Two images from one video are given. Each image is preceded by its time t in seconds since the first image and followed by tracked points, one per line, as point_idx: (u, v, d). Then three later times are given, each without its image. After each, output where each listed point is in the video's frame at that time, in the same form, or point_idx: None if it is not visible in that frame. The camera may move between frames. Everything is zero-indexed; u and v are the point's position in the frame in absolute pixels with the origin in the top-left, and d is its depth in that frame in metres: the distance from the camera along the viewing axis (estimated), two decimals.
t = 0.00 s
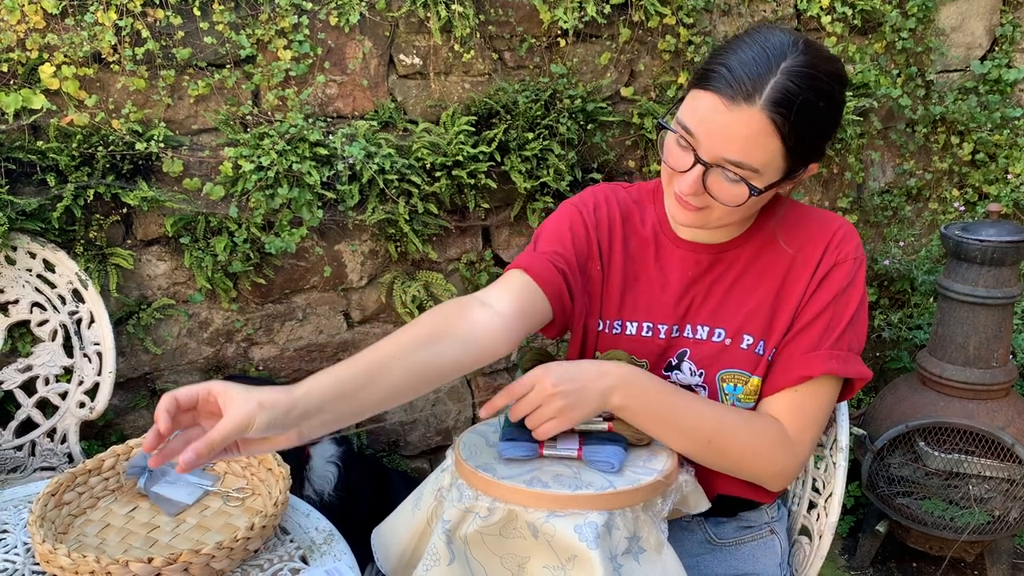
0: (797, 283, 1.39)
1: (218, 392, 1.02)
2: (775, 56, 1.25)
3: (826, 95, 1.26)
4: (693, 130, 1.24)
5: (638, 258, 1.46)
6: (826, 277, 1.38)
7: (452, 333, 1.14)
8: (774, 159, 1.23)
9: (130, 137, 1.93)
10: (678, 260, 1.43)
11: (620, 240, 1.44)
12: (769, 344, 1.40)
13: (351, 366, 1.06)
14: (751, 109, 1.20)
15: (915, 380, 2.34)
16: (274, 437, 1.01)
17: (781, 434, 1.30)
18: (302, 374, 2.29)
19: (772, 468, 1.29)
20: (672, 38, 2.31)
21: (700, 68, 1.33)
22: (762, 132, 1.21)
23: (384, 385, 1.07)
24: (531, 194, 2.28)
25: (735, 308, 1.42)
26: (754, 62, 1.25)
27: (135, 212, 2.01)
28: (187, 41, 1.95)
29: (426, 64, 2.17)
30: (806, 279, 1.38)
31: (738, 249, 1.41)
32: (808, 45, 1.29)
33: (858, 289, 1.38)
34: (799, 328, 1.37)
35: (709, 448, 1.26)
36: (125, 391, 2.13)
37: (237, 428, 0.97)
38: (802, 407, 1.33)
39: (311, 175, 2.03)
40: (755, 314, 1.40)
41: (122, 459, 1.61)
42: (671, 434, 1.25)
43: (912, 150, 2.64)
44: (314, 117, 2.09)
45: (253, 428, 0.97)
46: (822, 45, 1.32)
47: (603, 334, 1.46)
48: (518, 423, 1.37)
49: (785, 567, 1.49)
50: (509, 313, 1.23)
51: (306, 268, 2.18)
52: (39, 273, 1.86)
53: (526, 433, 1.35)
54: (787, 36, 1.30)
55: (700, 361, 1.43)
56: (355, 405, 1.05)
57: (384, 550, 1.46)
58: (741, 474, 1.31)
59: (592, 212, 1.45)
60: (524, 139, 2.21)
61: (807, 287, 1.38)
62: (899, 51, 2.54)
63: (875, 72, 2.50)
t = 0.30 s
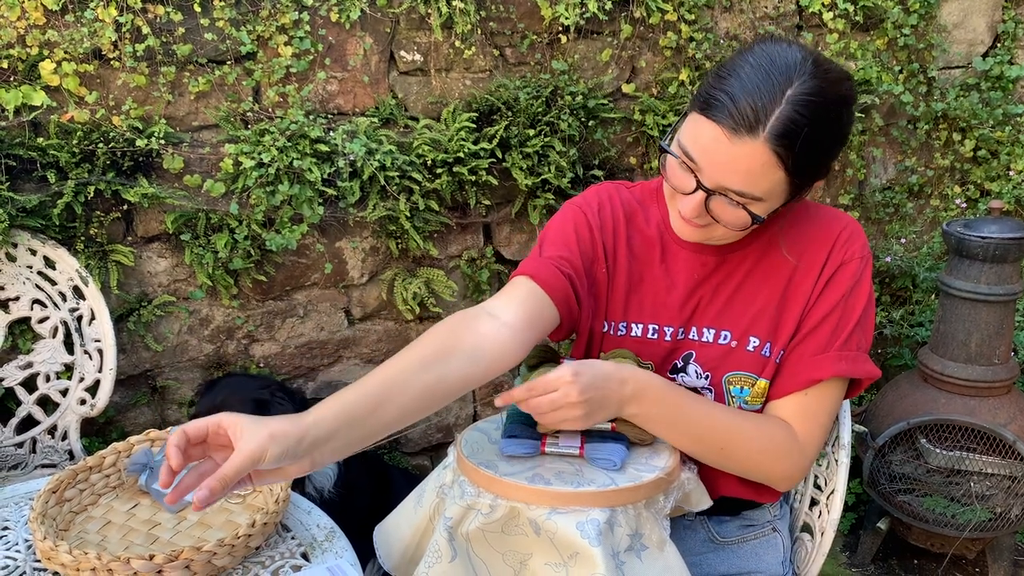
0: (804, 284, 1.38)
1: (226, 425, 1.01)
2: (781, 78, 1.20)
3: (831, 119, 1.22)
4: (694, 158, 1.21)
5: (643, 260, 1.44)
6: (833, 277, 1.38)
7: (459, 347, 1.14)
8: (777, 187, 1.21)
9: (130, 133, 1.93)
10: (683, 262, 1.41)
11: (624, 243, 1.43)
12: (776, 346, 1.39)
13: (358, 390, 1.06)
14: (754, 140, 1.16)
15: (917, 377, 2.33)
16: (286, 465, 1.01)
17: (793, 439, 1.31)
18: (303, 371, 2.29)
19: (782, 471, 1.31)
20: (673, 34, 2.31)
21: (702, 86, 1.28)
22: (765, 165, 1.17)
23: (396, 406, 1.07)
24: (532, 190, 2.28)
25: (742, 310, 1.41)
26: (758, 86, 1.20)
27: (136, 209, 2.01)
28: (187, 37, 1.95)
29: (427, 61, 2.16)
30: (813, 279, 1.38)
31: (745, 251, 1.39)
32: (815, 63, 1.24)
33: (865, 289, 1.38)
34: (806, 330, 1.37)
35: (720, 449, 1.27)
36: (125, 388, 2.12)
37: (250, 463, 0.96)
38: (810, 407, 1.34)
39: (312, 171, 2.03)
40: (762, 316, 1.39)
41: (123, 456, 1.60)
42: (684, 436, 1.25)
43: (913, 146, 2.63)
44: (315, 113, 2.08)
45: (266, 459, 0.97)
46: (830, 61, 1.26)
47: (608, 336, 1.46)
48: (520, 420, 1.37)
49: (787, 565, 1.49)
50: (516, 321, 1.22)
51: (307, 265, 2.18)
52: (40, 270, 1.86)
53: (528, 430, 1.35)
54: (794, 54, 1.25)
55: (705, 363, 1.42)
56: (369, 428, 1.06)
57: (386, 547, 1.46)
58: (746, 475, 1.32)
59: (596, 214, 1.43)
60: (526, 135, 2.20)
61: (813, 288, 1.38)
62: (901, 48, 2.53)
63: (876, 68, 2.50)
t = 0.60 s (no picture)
0: (809, 287, 1.38)
1: (229, 421, 1.01)
2: (791, 92, 1.18)
3: (841, 134, 1.20)
4: (701, 173, 1.20)
5: (648, 260, 1.44)
6: (838, 281, 1.37)
7: (461, 346, 1.14)
8: (784, 201, 1.20)
9: (132, 131, 1.92)
10: (689, 262, 1.41)
11: (629, 242, 1.43)
12: (779, 348, 1.39)
13: (361, 389, 1.06)
14: (762, 159, 1.15)
15: (918, 376, 2.33)
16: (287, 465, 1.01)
17: (796, 443, 1.31)
18: (304, 369, 2.28)
19: (783, 474, 1.31)
20: (675, 32, 2.30)
21: (711, 94, 1.25)
22: (772, 184, 1.17)
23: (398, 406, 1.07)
24: (534, 188, 2.27)
25: (746, 312, 1.40)
26: (767, 101, 1.17)
27: (137, 206, 2.01)
28: (189, 35, 1.95)
29: (428, 58, 2.16)
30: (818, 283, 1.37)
31: (750, 253, 1.39)
32: (827, 74, 1.20)
33: (871, 294, 1.37)
34: (810, 333, 1.37)
35: (723, 451, 1.27)
36: (127, 386, 2.12)
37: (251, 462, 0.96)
38: (813, 409, 1.34)
39: (313, 169, 2.03)
40: (767, 318, 1.39)
41: (125, 454, 1.60)
42: (688, 437, 1.25)
43: (915, 145, 2.63)
44: (316, 111, 2.08)
45: (268, 458, 0.97)
46: (842, 69, 1.23)
47: (611, 335, 1.46)
48: (522, 418, 1.37)
49: (790, 564, 1.49)
50: (519, 321, 1.22)
51: (308, 263, 2.17)
52: (41, 268, 1.86)
53: (530, 428, 1.35)
54: (806, 63, 1.21)
55: (709, 364, 1.42)
56: (371, 427, 1.06)
57: (389, 545, 1.46)
58: (747, 476, 1.32)
59: (602, 213, 1.43)
60: (527, 133, 2.20)
61: (819, 291, 1.38)
62: (903, 46, 2.53)
63: (878, 67, 2.50)
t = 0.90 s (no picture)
0: (817, 290, 1.38)
1: (237, 425, 1.02)
2: (815, 103, 1.17)
3: (863, 148, 1.20)
4: (720, 181, 1.19)
5: (654, 261, 1.44)
6: (846, 286, 1.37)
7: (468, 351, 1.14)
8: (801, 212, 1.20)
9: (132, 130, 1.92)
10: (696, 264, 1.41)
11: (637, 243, 1.42)
12: (786, 351, 1.39)
13: (369, 396, 1.06)
14: (784, 169, 1.15)
15: (919, 375, 2.33)
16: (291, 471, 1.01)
17: (797, 448, 1.31)
18: (305, 368, 2.28)
19: (783, 477, 1.31)
20: (676, 31, 2.30)
21: (733, 101, 1.24)
22: (792, 195, 1.16)
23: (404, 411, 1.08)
24: (534, 187, 2.27)
25: (753, 315, 1.40)
26: (791, 111, 1.17)
27: (137, 205, 2.00)
28: (189, 34, 1.95)
29: (429, 58, 2.16)
30: (826, 287, 1.37)
31: (758, 256, 1.38)
32: (852, 86, 1.20)
33: (879, 299, 1.37)
34: (816, 338, 1.36)
35: (724, 453, 1.27)
36: (127, 385, 2.12)
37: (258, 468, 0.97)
38: (817, 413, 1.33)
39: (314, 168, 2.03)
40: (773, 321, 1.39)
41: (125, 454, 1.60)
42: (690, 438, 1.25)
43: (916, 144, 2.63)
44: (317, 110, 2.08)
45: (275, 465, 0.97)
46: (866, 82, 1.22)
47: (617, 336, 1.46)
48: (524, 417, 1.36)
49: (791, 564, 1.48)
50: (525, 325, 1.22)
51: (308, 263, 2.17)
52: (41, 267, 1.85)
53: (532, 428, 1.35)
54: (831, 74, 1.21)
55: (715, 366, 1.42)
56: (377, 432, 1.07)
57: (390, 544, 1.45)
58: (748, 477, 1.32)
59: (611, 213, 1.42)
60: (528, 132, 2.20)
61: (826, 295, 1.37)
62: (904, 45, 2.52)
63: (879, 66, 2.50)
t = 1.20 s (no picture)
0: (820, 292, 1.38)
1: (245, 423, 1.01)
2: (823, 106, 1.17)
3: (870, 151, 1.19)
4: (726, 183, 1.19)
5: (657, 261, 1.43)
6: (848, 288, 1.37)
7: (475, 351, 1.15)
8: (807, 213, 1.20)
9: (131, 131, 1.92)
10: (699, 265, 1.41)
11: (641, 243, 1.42)
12: (787, 353, 1.39)
13: (376, 397, 1.06)
14: (792, 172, 1.14)
15: (919, 376, 2.33)
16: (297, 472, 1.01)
17: (798, 451, 1.31)
18: (304, 369, 2.28)
19: (783, 478, 1.31)
20: (676, 32, 2.30)
21: (740, 102, 1.24)
22: (798, 198, 1.16)
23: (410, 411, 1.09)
24: (534, 188, 2.27)
25: (755, 316, 1.40)
26: (798, 113, 1.17)
27: (137, 206, 2.00)
28: (188, 34, 1.95)
29: (429, 58, 2.16)
30: (828, 288, 1.37)
31: (761, 257, 1.38)
32: (860, 89, 1.20)
33: (880, 302, 1.37)
34: (817, 342, 1.36)
35: (726, 454, 1.27)
36: (126, 386, 2.12)
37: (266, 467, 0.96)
38: (819, 417, 1.33)
39: (313, 169, 2.03)
40: (776, 323, 1.39)
41: (125, 455, 1.60)
42: (692, 439, 1.25)
43: (916, 144, 2.63)
44: (316, 111, 2.08)
45: (282, 465, 0.97)
46: (874, 86, 1.22)
47: (618, 336, 1.45)
48: (523, 418, 1.36)
49: (791, 565, 1.48)
50: (530, 327, 1.22)
51: (308, 263, 2.17)
52: (41, 268, 1.85)
53: (531, 428, 1.35)
54: (840, 78, 1.20)
55: (717, 367, 1.42)
56: (384, 433, 1.07)
57: (390, 546, 1.45)
58: (748, 478, 1.31)
59: (615, 213, 1.42)
60: (528, 133, 2.20)
61: (828, 297, 1.37)
62: (904, 45, 2.52)
63: (879, 66, 2.50)
